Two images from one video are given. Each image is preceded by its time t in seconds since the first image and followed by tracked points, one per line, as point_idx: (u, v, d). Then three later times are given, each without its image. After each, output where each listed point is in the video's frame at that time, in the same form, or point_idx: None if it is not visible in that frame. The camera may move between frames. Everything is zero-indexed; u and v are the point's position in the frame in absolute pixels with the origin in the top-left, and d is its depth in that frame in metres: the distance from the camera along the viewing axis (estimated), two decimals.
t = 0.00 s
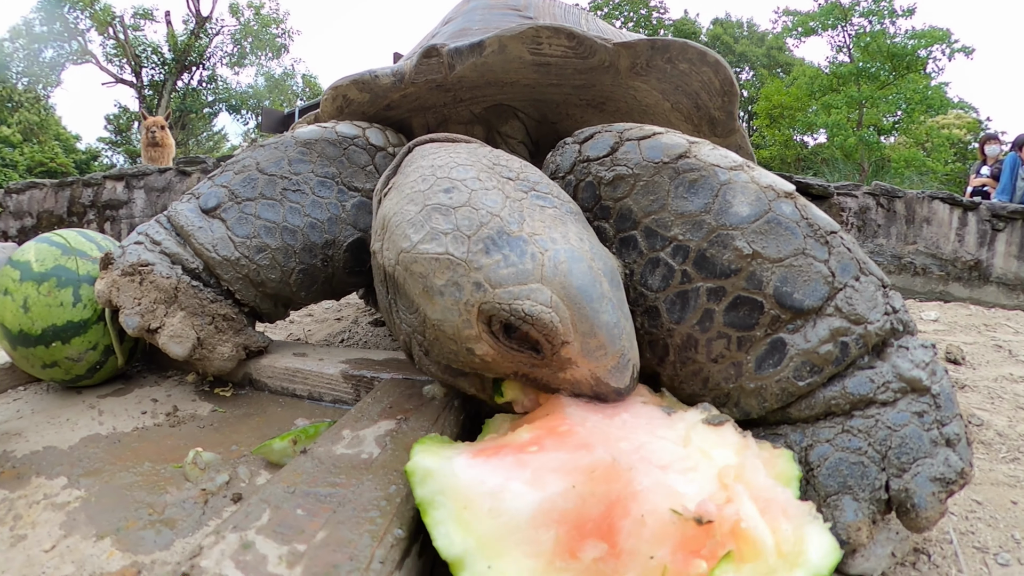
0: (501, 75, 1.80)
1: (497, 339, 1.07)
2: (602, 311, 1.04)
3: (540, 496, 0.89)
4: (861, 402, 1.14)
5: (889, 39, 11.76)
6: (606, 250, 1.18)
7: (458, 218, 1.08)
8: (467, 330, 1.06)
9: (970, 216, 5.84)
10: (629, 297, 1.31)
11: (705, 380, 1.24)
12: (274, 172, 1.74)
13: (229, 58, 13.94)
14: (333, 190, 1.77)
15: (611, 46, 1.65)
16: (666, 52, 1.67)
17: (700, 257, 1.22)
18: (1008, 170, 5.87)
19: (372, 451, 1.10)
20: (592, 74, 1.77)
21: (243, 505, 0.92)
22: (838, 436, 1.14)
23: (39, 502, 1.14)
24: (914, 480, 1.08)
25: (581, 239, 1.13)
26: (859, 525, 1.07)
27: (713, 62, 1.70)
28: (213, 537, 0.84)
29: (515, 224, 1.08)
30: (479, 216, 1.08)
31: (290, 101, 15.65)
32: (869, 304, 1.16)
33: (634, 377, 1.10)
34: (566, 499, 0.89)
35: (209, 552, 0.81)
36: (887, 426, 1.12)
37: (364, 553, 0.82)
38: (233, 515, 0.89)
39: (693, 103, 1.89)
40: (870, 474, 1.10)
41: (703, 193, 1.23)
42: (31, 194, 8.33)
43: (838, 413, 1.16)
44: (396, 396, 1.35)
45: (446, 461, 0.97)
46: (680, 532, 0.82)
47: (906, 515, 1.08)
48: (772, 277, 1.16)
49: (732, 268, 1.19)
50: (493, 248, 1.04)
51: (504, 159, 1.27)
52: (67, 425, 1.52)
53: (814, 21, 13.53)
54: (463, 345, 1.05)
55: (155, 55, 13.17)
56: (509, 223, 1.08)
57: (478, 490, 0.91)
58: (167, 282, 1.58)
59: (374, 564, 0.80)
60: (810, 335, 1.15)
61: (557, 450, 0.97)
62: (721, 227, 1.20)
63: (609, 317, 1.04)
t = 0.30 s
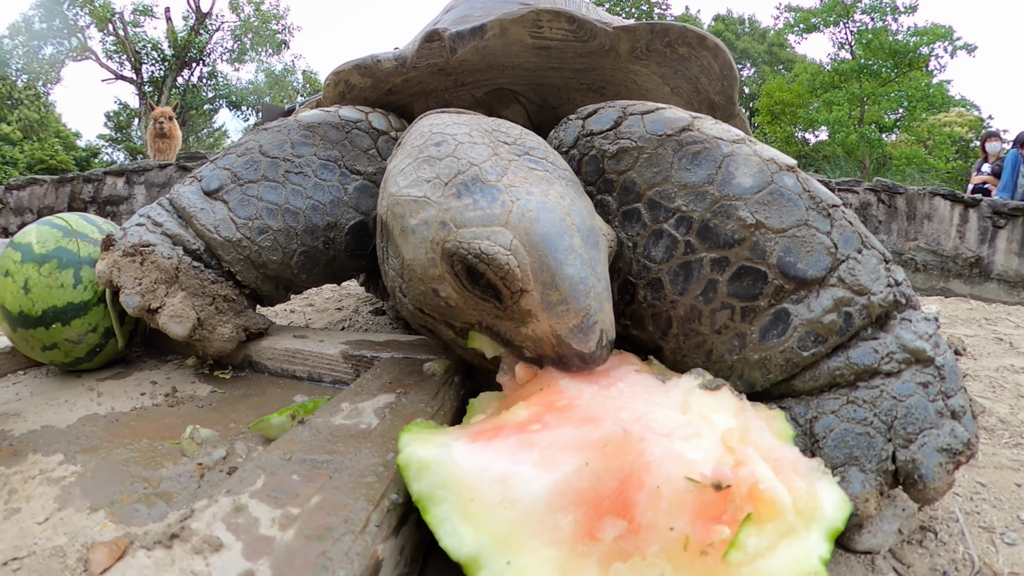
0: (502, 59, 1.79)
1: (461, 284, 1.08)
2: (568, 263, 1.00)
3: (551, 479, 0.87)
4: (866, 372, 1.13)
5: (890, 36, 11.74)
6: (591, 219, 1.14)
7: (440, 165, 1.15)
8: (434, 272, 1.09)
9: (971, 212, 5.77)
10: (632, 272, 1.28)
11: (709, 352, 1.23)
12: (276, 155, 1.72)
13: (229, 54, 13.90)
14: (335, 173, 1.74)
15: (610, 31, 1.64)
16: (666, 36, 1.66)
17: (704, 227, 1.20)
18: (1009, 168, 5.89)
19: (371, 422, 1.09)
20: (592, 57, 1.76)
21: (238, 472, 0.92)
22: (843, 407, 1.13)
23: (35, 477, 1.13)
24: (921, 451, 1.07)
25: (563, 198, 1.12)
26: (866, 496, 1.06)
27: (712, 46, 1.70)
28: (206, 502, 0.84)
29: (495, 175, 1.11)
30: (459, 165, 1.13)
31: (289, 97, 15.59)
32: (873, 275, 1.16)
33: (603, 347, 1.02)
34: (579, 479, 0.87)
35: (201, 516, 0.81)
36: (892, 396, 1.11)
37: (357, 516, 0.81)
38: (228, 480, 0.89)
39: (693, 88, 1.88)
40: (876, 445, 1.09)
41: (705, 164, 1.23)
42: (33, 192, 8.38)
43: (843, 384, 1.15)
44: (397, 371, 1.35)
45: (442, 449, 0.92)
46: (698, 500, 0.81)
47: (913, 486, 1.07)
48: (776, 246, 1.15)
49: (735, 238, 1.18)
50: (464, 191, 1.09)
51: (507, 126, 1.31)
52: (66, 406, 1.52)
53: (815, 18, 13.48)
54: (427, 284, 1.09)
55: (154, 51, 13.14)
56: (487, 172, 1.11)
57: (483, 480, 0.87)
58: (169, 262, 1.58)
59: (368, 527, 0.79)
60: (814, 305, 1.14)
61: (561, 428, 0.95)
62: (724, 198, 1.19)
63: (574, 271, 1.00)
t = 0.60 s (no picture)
0: (486, 58, 1.82)
1: (398, 263, 1.14)
2: (493, 242, 1.03)
3: (537, 475, 0.87)
4: (845, 371, 1.14)
5: (892, 36, 11.73)
6: (538, 207, 1.15)
7: (391, 151, 1.24)
8: (377, 251, 1.17)
9: (973, 213, 5.80)
10: (603, 268, 1.35)
11: (681, 349, 1.26)
12: (267, 154, 1.76)
13: (232, 55, 13.97)
14: (324, 172, 1.78)
15: (593, 27, 1.67)
16: (649, 32, 1.69)
17: (672, 222, 1.24)
18: (1013, 168, 5.94)
19: (343, 412, 1.13)
20: (576, 55, 1.79)
21: (211, 455, 0.96)
22: (821, 408, 1.14)
23: (27, 462, 1.17)
24: (902, 454, 1.06)
25: (505, 183, 1.15)
26: (842, 501, 1.05)
27: (696, 41, 1.73)
28: (176, 482, 0.88)
29: (439, 161, 1.18)
30: (407, 151, 1.22)
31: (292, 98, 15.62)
32: (852, 269, 1.16)
33: (528, 331, 1.00)
34: (563, 471, 0.88)
35: (171, 493, 0.86)
36: (872, 396, 1.11)
37: (315, 497, 0.84)
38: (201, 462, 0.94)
39: (679, 83, 1.92)
40: (855, 447, 1.08)
41: (674, 157, 1.27)
42: (35, 190, 8.37)
43: (821, 383, 1.16)
44: (376, 365, 1.39)
45: (417, 453, 0.91)
46: (676, 482, 0.85)
47: (894, 491, 1.06)
48: (747, 240, 1.18)
49: (704, 232, 1.21)
50: (406, 174, 1.17)
51: (475, 125, 1.37)
52: (61, 397, 1.56)
53: (817, 18, 13.49)
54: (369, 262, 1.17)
55: (158, 52, 13.22)
56: (431, 158, 1.18)
57: (468, 482, 0.86)
58: (161, 258, 1.62)
59: (324, 509, 0.83)
60: (788, 301, 1.15)
61: (537, 423, 0.95)
62: (692, 192, 1.23)
63: (497, 250, 1.02)
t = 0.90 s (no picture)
0: (487, 63, 1.84)
1: (395, 267, 1.16)
2: (487, 247, 1.04)
3: (530, 469, 0.89)
4: (844, 379, 1.15)
5: (897, 37, 11.66)
6: (534, 212, 1.16)
7: (389, 156, 1.26)
8: (376, 255, 1.20)
9: (979, 215, 5.77)
10: (603, 273, 1.36)
11: (680, 355, 1.28)
12: (271, 158, 1.78)
13: (237, 57, 14.03)
14: (328, 176, 1.79)
15: (594, 32, 1.68)
16: (650, 37, 1.70)
17: (671, 228, 1.25)
18: (1018, 169, 5.89)
19: (345, 415, 1.15)
20: (576, 60, 1.81)
21: (215, 457, 0.98)
22: (819, 415, 1.15)
23: (35, 462, 1.20)
24: (900, 462, 1.07)
25: (501, 188, 1.16)
26: (840, 508, 1.07)
27: (696, 46, 1.74)
28: (181, 484, 0.90)
29: (437, 166, 1.19)
30: (405, 156, 1.23)
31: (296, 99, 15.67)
32: (851, 276, 1.17)
33: (521, 334, 1.01)
34: (556, 467, 0.89)
35: (176, 494, 0.88)
36: (870, 404, 1.12)
37: (316, 500, 0.86)
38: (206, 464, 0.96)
39: (680, 88, 1.93)
40: (852, 455, 1.09)
41: (673, 164, 1.28)
42: (41, 190, 8.41)
43: (818, 391, 1.17)
44: (377, 368, 1.41)
45: (416, 445, 0.93)
46: (670, 481, 0.86)
47: (891, 499, 1.07)
48: (745, 247, 1.19)
49: (703, 239, 1.22)
50: (403, 179, 1.18)
51: (474, 131, 1.38)
52: (68, 398, 1.58)
53: (821, 19, 13.45)
54: (368, 266, 1.20)
55: (163, 53, 13.28)
56: (428, 163, 1.20)
57: (464, 472, 0.88)
58: (166, 261, 1.64)
59: (326, 511, 0.84)
60: (786, 308, 1.16)
61: (533, 420, 0.97)
62: (691, 198, 1.24)
63: (491, 254, 1.04)
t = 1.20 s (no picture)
0: (491, 66, 1.84)
1: (392, 276, 1.16)
2: (485, 262, 1.04)
3: (530, 483, 0.88)
4: (848, 389, 1.14)
5: (902, 37, 11.59)
6: (534, 224, 1.15)
7: (389, 163, 1.25)
8: (374, 264, 1.19)
9: (983, 216, 5.62)
10: (607, 281, 1.36)
11: (684, 363, 1.27)
12: (273, 162, 1.78)
13: (241, 57, 14.06)
14: (331, 180, 1.80)
15: (598, 36, 1.68)
16: (655, 40, 1.70)
17: (675, 236, 1.25)
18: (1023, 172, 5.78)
19: (348, 422, 1.15)
20: (581, 63, 1.80)
21: (218, 464, 0.98)
22: (822, 425, 1.14)
23: (38, 466, 1.20)
24: (903, 474, 1.07)
25: (502, 200, 1.15)
26: (842, 519, 1.06)
27: (701, 49, 1.74)
28: (185, 492, 0.90)
29: (437, 175, 1.18)
30: (405, 164, 1.22)
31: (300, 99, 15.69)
32: (857, 285, 1.17)
33: (517, 351, 1.01)
34: (558, 481, 0.89)
35: (179, 503, 0.88)
36: (874, 414, 1.12)
37: (320, 510, 0.86)
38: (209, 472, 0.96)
39: (685, 92, 1.93)
40: (856, 466, 1.09)
41: (678, 171, 1.28)
42: (47, 190, 8.38)
43: (822, 401, 1.17)
44: (381, 374, 1.41)
45: (417, 457, 0.93)
46: (670, 497, 0.86)
47: (895, 511, 1.07)
48: (750, 255, 1.19)
49: (708, 247, 1.21)
50: (403, 188, 1.17)
51: (477, 137, 1.38)
52: (71, 401, 1.59)
53: (825, 20, 13.41)
54: (365, 275, 1.20)
55: (167, 53, 13.32)
56: (428, 172, 1.19)
57: (464, 487, 0.88)
58: (169, 266, 1.65)
59: (329, 521, 0.84)
60: (791, 317, 1.16)
61: (535, 433, 0.97)
62: (696, 206, 1.24)
63: (489, 270, 1.03)
